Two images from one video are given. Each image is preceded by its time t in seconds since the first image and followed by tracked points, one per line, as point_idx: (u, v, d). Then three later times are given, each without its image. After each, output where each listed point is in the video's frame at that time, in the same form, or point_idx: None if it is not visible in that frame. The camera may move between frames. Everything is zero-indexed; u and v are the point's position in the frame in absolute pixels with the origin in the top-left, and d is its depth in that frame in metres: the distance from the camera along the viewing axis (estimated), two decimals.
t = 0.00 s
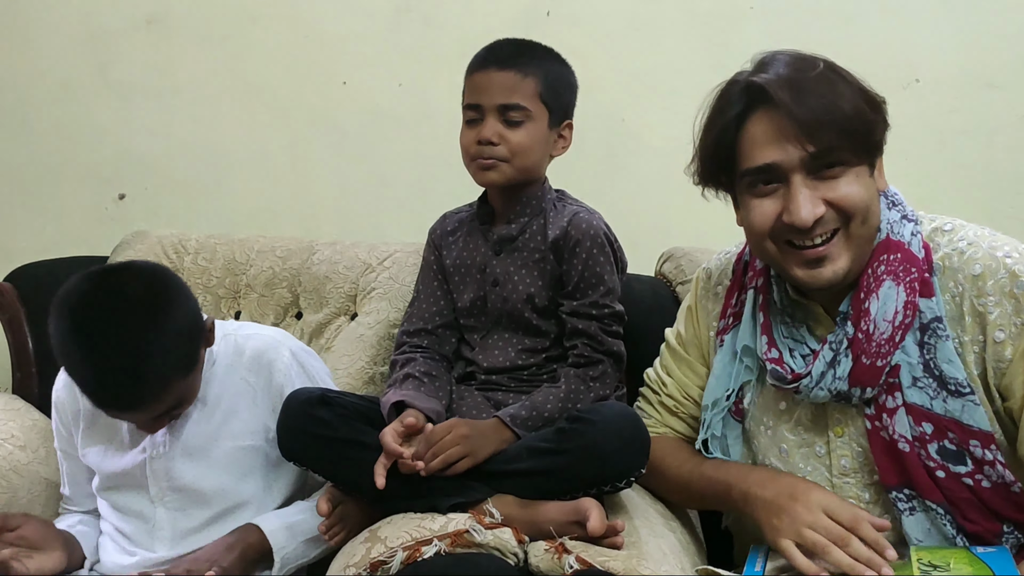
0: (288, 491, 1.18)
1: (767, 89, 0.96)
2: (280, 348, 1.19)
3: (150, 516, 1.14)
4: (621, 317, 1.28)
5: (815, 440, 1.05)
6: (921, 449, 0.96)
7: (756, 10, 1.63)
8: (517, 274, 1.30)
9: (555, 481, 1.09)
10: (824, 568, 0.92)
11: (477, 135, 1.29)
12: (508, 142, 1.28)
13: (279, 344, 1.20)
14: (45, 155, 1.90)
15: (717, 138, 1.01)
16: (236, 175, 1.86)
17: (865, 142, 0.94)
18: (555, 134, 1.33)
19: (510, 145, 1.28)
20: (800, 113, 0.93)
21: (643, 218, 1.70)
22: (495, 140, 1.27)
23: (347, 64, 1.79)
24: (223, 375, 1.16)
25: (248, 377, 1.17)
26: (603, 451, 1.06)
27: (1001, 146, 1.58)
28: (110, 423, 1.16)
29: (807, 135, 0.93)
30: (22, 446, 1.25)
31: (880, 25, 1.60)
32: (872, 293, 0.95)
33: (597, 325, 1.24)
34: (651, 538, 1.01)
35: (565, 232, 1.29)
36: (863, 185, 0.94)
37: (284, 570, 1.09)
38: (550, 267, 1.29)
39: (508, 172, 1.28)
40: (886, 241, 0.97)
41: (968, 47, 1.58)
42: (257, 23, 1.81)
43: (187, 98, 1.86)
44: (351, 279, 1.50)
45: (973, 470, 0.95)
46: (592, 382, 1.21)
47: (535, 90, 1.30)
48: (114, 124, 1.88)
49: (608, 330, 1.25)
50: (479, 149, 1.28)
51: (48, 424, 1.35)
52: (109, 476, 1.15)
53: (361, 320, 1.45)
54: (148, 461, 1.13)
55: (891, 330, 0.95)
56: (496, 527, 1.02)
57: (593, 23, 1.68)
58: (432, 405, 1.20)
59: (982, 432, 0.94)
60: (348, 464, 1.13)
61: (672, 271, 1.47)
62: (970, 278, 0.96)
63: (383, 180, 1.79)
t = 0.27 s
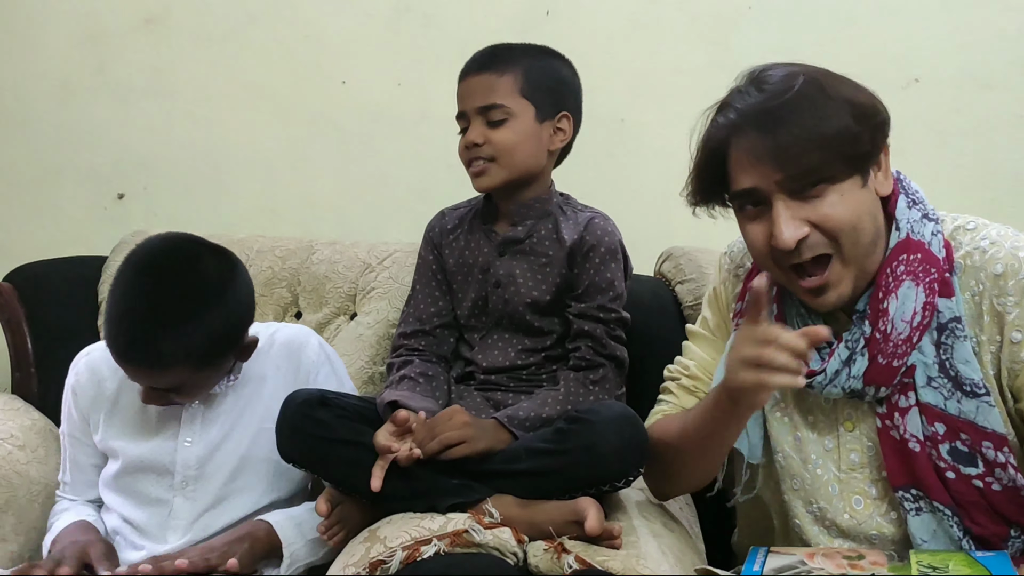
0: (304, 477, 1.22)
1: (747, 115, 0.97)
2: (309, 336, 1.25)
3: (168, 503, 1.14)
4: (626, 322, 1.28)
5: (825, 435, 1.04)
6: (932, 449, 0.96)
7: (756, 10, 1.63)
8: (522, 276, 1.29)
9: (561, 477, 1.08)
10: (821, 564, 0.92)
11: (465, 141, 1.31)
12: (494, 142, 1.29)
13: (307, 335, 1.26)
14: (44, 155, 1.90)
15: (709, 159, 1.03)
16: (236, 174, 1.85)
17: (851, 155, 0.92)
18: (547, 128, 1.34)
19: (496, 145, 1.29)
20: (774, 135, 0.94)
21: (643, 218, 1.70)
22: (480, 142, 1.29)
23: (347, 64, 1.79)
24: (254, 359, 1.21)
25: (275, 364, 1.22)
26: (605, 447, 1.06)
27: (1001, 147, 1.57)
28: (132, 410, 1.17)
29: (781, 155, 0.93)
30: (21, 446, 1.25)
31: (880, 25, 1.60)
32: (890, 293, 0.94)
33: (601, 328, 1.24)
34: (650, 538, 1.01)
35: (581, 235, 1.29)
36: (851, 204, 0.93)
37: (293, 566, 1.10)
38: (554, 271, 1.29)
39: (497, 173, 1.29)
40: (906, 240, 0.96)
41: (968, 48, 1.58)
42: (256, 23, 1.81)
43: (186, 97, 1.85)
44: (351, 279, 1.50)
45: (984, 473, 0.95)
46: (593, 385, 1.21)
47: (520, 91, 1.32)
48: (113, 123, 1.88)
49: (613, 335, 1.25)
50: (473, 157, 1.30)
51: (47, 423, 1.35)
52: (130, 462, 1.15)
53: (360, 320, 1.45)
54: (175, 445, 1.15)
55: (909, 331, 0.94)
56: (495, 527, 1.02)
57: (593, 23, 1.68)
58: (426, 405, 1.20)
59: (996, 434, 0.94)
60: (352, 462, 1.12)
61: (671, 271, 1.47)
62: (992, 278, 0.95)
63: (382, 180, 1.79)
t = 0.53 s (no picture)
0: (294, 481, 1.21)
1: (744, 117, 0.97)
2: (294, 337, 1.22)
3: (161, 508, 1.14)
4: (633, 326, 1.29)
5: (829, 432, 1.04)
6: (935, 447, 0.97)
7: (755, 9, 1.63)
8: (535, 277, 1.30)
9: (559, 475, 1.08)
10: (820, 563, 0.92)
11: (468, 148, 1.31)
12: (497, 149, 1.29)
13: (292, 336, 1.23)
14: (42, 154, 1.90)
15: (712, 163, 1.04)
16: (235, 174, 1.85)
17: (845, 155, 0.92)
18: (550, 132, 1.33)
19: (499, 152, 1.29)
20: (769, 138, 0.94)
21: (641, 217, 1.70)
22: (483, 149, 1.29)
23: (346, 64, 1.79)
24: (239, 363, 1.19)
25: (262, 364, 1.20)
26: (604, 446, 1.06)
27: (1000, 146, 1.58)
28: (129, 406, 1.17)
29: (779, 160, 0.94)
30: (20, 445, 1.25)
31: (878, 25, 1.60)
32: (895, 290, 0.95)
33: (608, 328, 1.25)
34: (649, 539, 1.01)
35: (597, 238, 1.31)
36: (844, 202, 0.92)
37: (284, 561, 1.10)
38: (566, 272, 1.29)
39: (504, 181, 1.29)
40: (909, 237, 0.96)
41: (967, 47, 1.58)
42: (256, 23, 1.81)
43: (185, 97, 1.85)
44: (350, 279, 1.50)
45: (987, 471, 0.95)
46: (595, 385, 1.21)
47: (521, 96, 1.32)
48: (112, 123, 1.88)
49: (619, 337, 1.26)
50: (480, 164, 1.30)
51: (46, 423, 1.34)
52: (120, 461, 1.15)
53: (360, 319, 1.44)
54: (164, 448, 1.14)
55: (914, 327, 0.95)
56: (494, 527, 1.02)
57: (592, 23, 1.68)
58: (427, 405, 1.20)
59: (999, 431, 0.94)
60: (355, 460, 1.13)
61: (670, 270, 1.48)
62: (996, 274, 0.96)
63: (381, 179, 1.79)
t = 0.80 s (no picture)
0: (269, 496, 1.17)
1: (734, 117, 0.98)
2: (272, 352, 1.19)
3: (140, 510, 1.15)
4: (633, 328, 1.29)
5: (823, 429, 1.04)
6: (927, 444, 0.97)
7: (753, 9, 1.63)
8: (539, 279, 1.30)
9: (557, 474, 1.08)
10: (818, 562, 0.92)
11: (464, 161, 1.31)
12: (493, 161, 1.29)
13: (271, 351, 1.19)
14: (41, 155, 1.90)
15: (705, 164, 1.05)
16: (233, 174, 1.85)
17: (834, 151, 0.93)
18: (544, 137, 1.33)
19: (495, 163, 1.29)
20: (758, 137, 0.95)
21: (640, 217, 1.71)
22: (480, 162, 1.29)
23: (343, 64, 1.79)
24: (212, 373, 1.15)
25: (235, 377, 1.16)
26: (601, 446, 1.07)
27: (997, 145, 1.58)
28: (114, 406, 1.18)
29: (767, 159, 0.95)
30: (17, 446, 1.25)
31: (875, 25, 1.60)
32: (886, 288, 0.95)
33: (607, 329, 1.25)
34: (648, 539, 1.01)
35: (600, 241, 1.31)
36: (833, 198, 0.93)
37: (287, 567, 1.10)
38: (570, 275, 1.29)
39: (502, 191, 1.30)
40: (902, 235, 0.96)
41: (964, 47, 1.58)
42: (254, 23, 1.81)
43: (183, 97, 1.85)
44: (348, 278, 1.50)
45: (979, 468, 0.95)
46: (593, 385, 1.21)
47: (513, 104, 1.31)
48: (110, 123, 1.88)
49: (618, 338, 1.26)
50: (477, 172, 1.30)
51: (44, 424, 1.34)
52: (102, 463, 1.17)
53: (358, 319, 1.44)
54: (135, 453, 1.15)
55: (905, 325, 0.95)
56: (493, 526, 1.02)
57: (590, 22, 1.68)
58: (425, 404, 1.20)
59: (991, 429, 0.94)
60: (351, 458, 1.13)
61: (668, 269, 1.48)
62: (987, 273, 0.96)
63: (379, 179, 1.79)
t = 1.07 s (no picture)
0: (276, 503, 1.20)
1: (732, 107, 0.98)
2: (279, 368, 1.22)
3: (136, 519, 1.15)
4: (629, 322, 1.28)
5: (823, 425, 1.04)
6: (927, 440, 0.97)
7: (751, 9, 1.63)
8: (536, 275, 1.30)
9: (557, 474, 1.08)
10: (816, 562, 0.92)
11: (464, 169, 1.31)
12: (492, 167, 1.29)
13: (278, 365, 1.23)
14: (40, 155, 1.90)
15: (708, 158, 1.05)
16: (231, 174, 1.85)
17: (830, 143, 0.93)
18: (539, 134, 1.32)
19: (495, 169, 1.29)
20: (755, 128, 0.95)
21: (638, 217, 1.71)
22: (479, 170, 1.29)
23: (342, 63, 1.78)
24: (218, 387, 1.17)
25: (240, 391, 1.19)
26: (599, 445, 1.07)
27: (996, 145, 1.58)
28: (105, 423, 1.16)
29: (763, 149, 0.94)
30: (14, 445, 1.25)
31: (874, 25, 1.60)
32: (888, 284, 0.95)
33: (602, 324, 1.25)
34: (646, 538, 1.01)
35: (587, 228, 1.30)
36: (831, 186, 0.93)
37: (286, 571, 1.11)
38: (563, 268, 1.29)
39: (503, 196, 1.30)
40: (904, 232, 0.96)
41: (962, 46, 1.58)
42: (252, 22, 1.81)
43: (181, 96, 1.85)
44: (345, 278, 1.50)
45: (979, 464, 0.95)
46: (589, 381, 1.21)
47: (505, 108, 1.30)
48: (108, 123, 1.88)
49: (613, 333, 1.25)
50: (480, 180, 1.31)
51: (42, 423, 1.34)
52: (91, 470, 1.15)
53: (356, 319, 1.44)
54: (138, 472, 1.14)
55: (906, 321, 0.95)
56: (491, 525, 1.02)
57: (588, 22, 1.68)
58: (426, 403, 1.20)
59: (990, 425, 0.94)
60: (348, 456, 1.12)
61: (666, 268, 1.48)
62: (990, 270, 0.96)
63: (378, 178, 1.79)
